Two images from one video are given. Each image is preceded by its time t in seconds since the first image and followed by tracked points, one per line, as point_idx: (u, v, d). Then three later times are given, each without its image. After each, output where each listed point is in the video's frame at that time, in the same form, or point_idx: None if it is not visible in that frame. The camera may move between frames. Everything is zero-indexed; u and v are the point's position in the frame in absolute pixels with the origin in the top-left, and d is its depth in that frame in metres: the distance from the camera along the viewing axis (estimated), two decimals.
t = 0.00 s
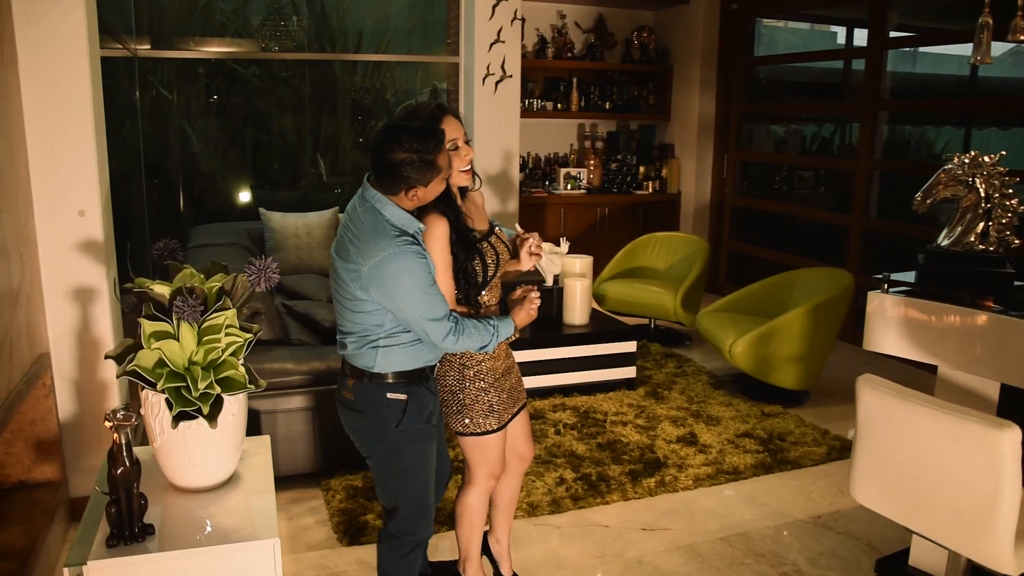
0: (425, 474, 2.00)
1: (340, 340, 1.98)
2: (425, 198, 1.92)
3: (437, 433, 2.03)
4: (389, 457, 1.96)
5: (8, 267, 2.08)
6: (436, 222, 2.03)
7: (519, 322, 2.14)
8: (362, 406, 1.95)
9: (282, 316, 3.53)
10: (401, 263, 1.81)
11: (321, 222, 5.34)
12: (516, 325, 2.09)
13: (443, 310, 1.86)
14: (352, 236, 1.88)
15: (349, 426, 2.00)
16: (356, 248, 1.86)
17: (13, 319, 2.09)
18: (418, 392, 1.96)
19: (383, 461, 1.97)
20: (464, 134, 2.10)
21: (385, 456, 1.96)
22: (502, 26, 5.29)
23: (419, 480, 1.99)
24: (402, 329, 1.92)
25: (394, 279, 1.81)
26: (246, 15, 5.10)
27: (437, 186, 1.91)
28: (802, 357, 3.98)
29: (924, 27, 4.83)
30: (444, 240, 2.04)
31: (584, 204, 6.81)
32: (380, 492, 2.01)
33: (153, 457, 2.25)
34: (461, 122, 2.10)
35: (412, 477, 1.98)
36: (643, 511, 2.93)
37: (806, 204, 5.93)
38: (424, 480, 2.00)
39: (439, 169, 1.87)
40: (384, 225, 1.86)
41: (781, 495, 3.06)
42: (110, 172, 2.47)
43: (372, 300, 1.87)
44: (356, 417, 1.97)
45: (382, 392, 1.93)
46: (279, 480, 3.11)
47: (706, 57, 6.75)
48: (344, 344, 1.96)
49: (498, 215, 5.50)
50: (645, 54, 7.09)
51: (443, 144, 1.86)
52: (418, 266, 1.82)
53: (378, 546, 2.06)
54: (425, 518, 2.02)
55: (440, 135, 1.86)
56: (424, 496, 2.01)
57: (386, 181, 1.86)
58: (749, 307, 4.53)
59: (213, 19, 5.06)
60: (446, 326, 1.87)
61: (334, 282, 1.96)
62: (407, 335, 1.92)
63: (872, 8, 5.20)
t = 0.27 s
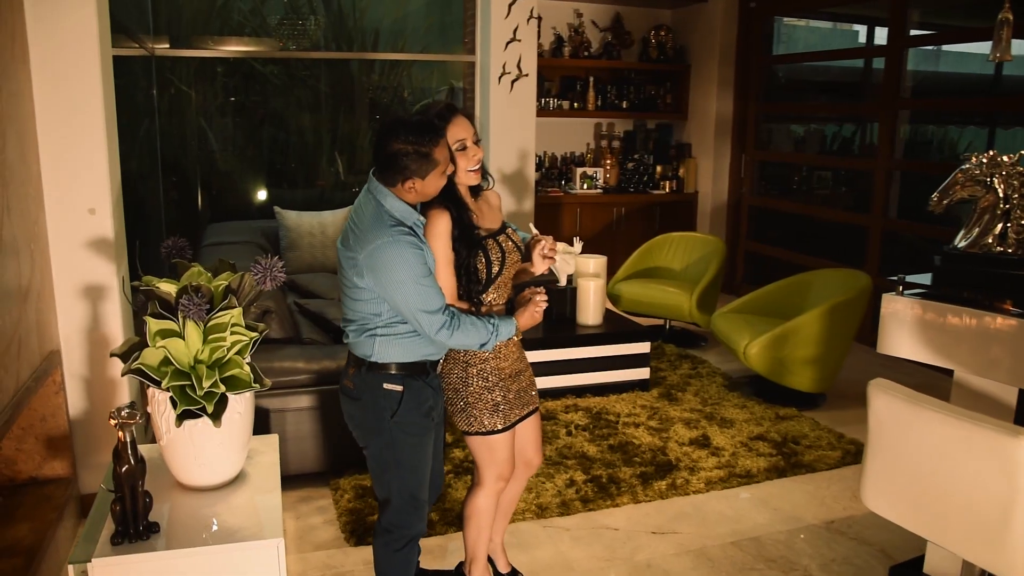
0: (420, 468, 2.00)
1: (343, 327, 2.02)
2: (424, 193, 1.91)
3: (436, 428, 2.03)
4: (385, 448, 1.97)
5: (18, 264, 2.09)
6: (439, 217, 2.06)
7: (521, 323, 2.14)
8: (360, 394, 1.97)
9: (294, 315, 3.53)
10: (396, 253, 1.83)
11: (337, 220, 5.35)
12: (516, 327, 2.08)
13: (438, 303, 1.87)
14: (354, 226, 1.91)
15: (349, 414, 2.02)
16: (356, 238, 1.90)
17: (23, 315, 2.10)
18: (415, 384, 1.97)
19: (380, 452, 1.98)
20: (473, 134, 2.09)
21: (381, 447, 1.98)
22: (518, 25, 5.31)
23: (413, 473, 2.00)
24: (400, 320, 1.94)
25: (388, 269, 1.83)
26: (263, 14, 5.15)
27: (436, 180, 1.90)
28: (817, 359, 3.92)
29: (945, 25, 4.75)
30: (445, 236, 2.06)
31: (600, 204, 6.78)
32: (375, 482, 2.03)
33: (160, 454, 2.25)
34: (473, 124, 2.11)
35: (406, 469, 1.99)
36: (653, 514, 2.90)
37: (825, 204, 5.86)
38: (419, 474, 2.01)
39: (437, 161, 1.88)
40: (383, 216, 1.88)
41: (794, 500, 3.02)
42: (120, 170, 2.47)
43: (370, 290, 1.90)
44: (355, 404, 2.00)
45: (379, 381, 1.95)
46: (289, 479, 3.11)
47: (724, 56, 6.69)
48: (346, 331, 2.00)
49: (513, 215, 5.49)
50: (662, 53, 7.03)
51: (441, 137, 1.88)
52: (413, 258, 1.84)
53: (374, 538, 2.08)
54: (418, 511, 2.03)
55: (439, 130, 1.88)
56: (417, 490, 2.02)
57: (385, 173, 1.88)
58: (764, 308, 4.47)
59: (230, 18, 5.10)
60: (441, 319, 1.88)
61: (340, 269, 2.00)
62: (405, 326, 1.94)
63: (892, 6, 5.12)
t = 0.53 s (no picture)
0: (425, 458, 1.99)
1: (355, 314, 2.02)
2: (431, 177, 1.90)
3: (442, 421, 2.01)
4: (390, 438, 1.96)
5: (26, 263, 2.09)
6: (450, 204, 2.04)
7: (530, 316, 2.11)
8: (367, 382, 1.97)
9: (305, 314, 3.53)
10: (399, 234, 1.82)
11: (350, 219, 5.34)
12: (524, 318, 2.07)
13: (440, 286, 1.85)
14: (363, 211, 1.91)
15: (357, 403, 2.01)
16: (364, 222, 1.90)
17: (32, 313, 2.09)
18: (420, 376, 1.95)
19: (385, 441, 1.97)
20: (487, 123, 2.08)
21: (385, 437, 1.96)
22: (534, 24, 5.31)
23: (417, 463, 1.98)
24: (407, 306, 1.92)
25: (390, 250, 1.81)
26: (281, 14, 5.38)
27: (442, 164, 1.89)
28: (832, 361, 3.87)
29: (968, 23, 4.66)
30: (456, 222, 2.04)
31: (615, 204, 6.74)
32: (380, 473, 2.02)
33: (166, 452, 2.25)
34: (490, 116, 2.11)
35: (409, 459, 1.97)
36: (663, 517, 2.87)
37: (843, 205, 5.78)
38: (423, 465, 1.99)
39: (446, 144, 1.87)
40: (390, 199, 1.88)
41: (807, 504, 2.97)
42: (130, 167, 2.48)
43: (376, 274, 1.89)
44: (362, 393, 1.99)
45: (384, 370, 1.94)
46: (298, 478, 3.11)
47: (741, 55, 6.64)
48: (357, 319, 2.00)
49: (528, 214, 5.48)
50: (679, 51, 6.99)
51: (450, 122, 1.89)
52: (414, 239, 1.82)
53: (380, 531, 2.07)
54: (422, 503, 2.02)
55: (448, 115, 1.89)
56: (420, 481, 2.00)
57: (395, 155, 1.88)
58: (778, 309, 4.42)
59: (247, 17, 5.33)
60: (443, 303, 1.86)
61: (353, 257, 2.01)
62: (410, 313, 1.93)
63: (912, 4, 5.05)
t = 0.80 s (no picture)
0: (435, 456, 1.97)
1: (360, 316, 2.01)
2: (436, 172, 1.89)
3: (449, 418, 1.99)
4: (398, 438, 1.94)
5: (33, 260, 2.07)
6: (463, 200, 2.01)
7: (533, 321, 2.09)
8: (372, 384, 1.95)
9: (314, 312, 3.53)
10: (405, 228, 1.80)
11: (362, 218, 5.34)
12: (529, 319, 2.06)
13: (444, 281, 1.83)
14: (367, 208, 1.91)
15: (364, 406, 1.99)
16: (368, 218, 1.89)
17: (38, 310, 2.08)
18: (425, 375, 1.94)
19: (394, 442, 1.95)
20: (507, 126, 2.10)
21: (394, 438, 1.95)
22: (548, 22, 5.29)
23: (428, 462, 1.96)
24: (412, 304, 1.90)
25: (396, 243, 1.80)
26: (298, 13, 5.40)
27: (448, 157, 1.88)
28: (846, 364, 3.81)
29: (989, 21, 4.58)
30: (469, 218, 2.02)
31: (629, 203, 6.70)
32: (392, 475, 2.00)
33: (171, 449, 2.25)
34: (511, 120, 2.12)
35: (419, 459, 1.95)
36: (672, 520, 2.83)
37: (861, 205, 5.71)
38: (434, 463, 1.97)
39: (451, 137, 1.86)
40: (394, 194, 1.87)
41: (818, 508, 2.93)
42: (138, 165, 2.49)
43: (381, 272, 1.88)
44: (368, 396, 1.97)
45: (390, 371, 1.92)
46: (305, 476, 3.11)
47: (758, 54, 6.58)
48: (362, 319, 1.99)
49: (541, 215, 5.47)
50: (695, 50, 6.93)
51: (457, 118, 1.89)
52: (419, 231, 1.80)
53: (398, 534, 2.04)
54: (437, 501, 2.00)
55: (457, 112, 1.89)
56: (433, 480, 1.98)
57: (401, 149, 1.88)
58: (792, 310, 4.37)
59: (265, 17, 5.36)
60: (448, 298, 1.84)
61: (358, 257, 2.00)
62: (416, 311, 1.91)
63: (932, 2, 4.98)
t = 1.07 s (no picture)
0: (440, 454, 1.95)
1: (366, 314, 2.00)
2: (431, 160, 1.88)
3: (456, 416, 1.98)
4: (404, 436, 1.92)
5: (43, 256, 2.07)
6: (470, 193, 2.00)
7: (532, 328, 2.04)
8: (378, 382, 1.94)
9: (326, 310, 3.54)
10: (399, 222, 1.79)
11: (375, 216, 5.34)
12: (526, 326, 2.02)
13: (440, 276, 1.81)
14: (365, 204, 1.90)
15: (369, 403, 1.98)
16: (364, 214, 1.88)
17: (48, 305, 2.08)
18: (432, 372, 1.92)
19: (399, 440, 1.93)
20: (522, 127, 2.08)
21: (399, 436, 1.93)
22: (565, 21, 5.27)
23: (435, 460, 1.95)
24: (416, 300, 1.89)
25: (391, 238, 1.79)
26: (316, 11, 5.49)
27: (442, 145, 1.86)
28: (862, 365, 3.75)
29: (1010, 18, 4.51)
30: (475, 212, 1.99)
31: (646, 203, 6.66)
32: (398, 474, 1.99)
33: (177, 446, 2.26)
34: (526, 122, 2.11)
35: (426, 456, 1.94)
36: (682, 522, 2.80)
37: (881, 205, 5.64)
38: (439, 461, 1.95)
39: (446, 123, 1.85)
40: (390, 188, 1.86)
41: (831, 511, 2.89)
42: (148, 161, 2.49)
43: (381, 268, 1.87)
44: (374, 393, 1.95)
45: (397, 368, 1.91)
46: (314, 474, 3.11)
47: (776, 52, 6.51)
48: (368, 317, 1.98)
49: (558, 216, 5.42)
50: (713, 48, 6.87)
51: (455, 107, 1.88)
52: (413, 223, 1.79)
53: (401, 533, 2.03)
54: (444, 499, 1.98)
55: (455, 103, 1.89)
56: (441, 477, 1.96)
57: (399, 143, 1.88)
58: (807, 311, 4.32)
59: (282, 15, 5.46)
60: (443, 293, 1.81)
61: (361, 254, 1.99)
62: (420, 307, 1.89)
63: None
